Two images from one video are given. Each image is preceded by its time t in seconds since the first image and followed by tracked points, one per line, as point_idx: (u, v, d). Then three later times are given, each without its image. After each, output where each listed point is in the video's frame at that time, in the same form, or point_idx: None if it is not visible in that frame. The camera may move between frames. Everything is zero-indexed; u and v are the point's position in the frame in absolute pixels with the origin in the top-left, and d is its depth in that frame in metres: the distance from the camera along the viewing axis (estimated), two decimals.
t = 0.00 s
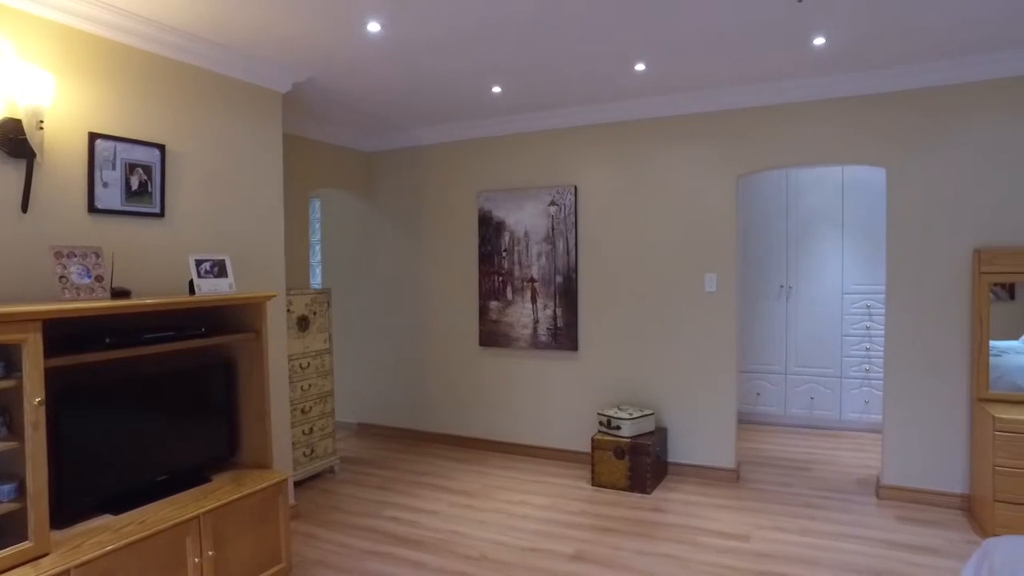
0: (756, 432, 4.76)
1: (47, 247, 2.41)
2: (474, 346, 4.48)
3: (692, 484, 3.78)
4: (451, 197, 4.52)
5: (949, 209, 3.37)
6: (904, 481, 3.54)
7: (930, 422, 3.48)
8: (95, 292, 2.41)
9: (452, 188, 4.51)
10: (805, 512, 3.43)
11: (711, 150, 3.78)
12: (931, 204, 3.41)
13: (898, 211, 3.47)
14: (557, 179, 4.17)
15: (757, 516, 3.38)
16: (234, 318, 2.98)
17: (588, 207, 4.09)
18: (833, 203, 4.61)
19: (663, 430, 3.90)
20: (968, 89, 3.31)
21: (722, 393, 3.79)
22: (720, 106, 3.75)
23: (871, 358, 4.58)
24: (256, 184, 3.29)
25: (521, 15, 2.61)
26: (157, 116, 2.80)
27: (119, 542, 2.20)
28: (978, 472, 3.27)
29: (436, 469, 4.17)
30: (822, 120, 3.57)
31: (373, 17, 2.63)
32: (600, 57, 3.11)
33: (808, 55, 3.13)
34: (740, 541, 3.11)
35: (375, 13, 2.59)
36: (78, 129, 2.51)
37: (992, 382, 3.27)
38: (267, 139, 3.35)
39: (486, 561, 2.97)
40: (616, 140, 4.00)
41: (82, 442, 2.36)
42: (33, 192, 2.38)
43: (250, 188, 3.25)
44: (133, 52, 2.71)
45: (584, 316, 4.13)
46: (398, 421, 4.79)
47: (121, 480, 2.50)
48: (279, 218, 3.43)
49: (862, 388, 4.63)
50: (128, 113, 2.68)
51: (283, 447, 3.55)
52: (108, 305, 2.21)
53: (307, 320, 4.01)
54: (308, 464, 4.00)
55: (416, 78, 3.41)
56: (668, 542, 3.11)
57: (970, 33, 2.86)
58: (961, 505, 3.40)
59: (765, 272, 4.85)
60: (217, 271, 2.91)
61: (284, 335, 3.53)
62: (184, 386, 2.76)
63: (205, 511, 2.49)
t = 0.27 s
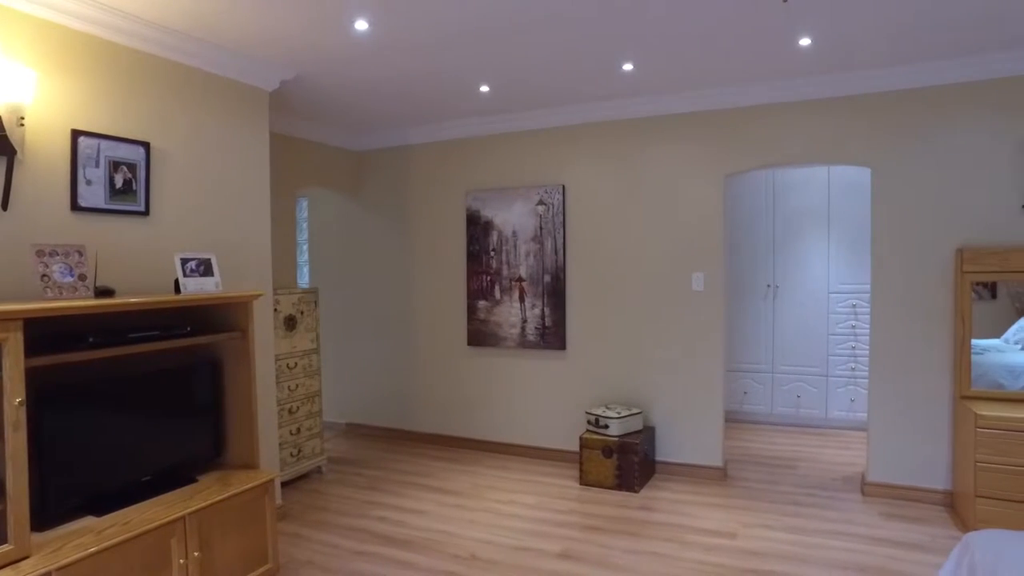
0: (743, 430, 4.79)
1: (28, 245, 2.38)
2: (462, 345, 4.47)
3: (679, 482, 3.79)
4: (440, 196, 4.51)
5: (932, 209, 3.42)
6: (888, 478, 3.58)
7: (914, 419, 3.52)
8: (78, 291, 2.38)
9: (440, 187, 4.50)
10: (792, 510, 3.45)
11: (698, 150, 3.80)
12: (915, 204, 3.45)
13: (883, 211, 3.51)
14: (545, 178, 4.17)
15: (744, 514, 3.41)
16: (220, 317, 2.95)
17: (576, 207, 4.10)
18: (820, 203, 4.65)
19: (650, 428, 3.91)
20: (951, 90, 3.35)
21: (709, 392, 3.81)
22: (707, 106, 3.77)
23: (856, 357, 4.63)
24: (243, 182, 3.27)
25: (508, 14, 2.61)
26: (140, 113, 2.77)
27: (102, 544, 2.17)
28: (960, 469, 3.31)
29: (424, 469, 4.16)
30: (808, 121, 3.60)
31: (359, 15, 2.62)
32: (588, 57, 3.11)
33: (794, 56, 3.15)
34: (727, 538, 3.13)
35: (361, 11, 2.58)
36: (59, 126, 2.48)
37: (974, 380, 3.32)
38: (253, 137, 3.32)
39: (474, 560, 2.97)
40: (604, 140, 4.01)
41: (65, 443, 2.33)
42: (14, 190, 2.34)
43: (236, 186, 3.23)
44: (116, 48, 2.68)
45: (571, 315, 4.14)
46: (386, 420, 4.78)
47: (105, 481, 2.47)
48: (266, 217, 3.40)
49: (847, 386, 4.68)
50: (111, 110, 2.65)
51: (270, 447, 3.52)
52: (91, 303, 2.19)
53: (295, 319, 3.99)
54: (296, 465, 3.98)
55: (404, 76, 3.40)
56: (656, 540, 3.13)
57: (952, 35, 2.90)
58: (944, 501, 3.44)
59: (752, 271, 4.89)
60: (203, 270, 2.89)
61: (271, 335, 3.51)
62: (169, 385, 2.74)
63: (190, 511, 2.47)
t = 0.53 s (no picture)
0: (730, 429, 4.82)
1: (8, 243, 2.34)
2: (449, 345, 4.47)
3: (666, 481, 3.81)
4: (427, 196, 4.50)
5: (914, 209, 3.46)
6: (872, 476, 3.62)
7: (897, 417, 3.56)
8: (59, 290, 2.36)
9: (428, 187, 4.50)
10: (778, 507, 3.48)
11: (685, 150, 3.82)
12: (897, 204, 3.49)
13: (867, 211, 3.55)
14: (533, 178, 4.17)
15: (730, 511, 3.43)
16: (205, 317, 2.93)
17: (563, 206, 4.11)
18: (805, 203, 4.69)
19: (638, 427, 3.93)
20: (933, 92, 3.40)
21: (695, 391, 3.83)
22: (694, 106, 3.79)
23: (841, 355, 4.67)
24: (228, 181, 3.25)
25: (496, 13, 2.61)
26: (124, 110, 2.74)
27: (84, 546, 2.15)
28: (943, 466, 3.36)
29: (412, 469, 4.15)
30: (793, 121, 3.63)
31: (346, 13, 2.61)
32: (575, 57, 3.13)
33: (779, 57, 3.18)
34: (714, 536, 3.15)
35: (348, 9, 2.57)
36: (40, 122, 2.44)
37: (955, 377, 3.36)
38: (239, 135, 3.30)
39: (461, 560, 2.97)
40: (592, 140, 4.02)
41: (47, 444, 2.30)
42: None
43: (221, 184, 3.21)
44: (99, 45, 2.65)
45: (559, 315, 4.15)
46: (373, 421, 4.76)
47: (87, 483, 2.45)
48: (251, 216, 3.38)
49: (833, 385, 4.72)
50: (93, 107, 2.63)
51: (255, 448, 3.50)
52: (71, 303, 2.16)
53: (281, 319, 3.97)
54: (282, 465, 3.95)
55: (391, 75, 3.39)
56: (643, 538, 3.14)
57: (935, 37, 2.93)
58: (927, 498, 3.48)
59: (738, 271, 4.92)
60: (188, 269, 2.87)
61: (257, 335, 3.49)
62: (153, 385, 2.71)
63: (175, 512, 2.45)
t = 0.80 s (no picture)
0: (715, 427, 4.85)
1: None
2: (436, 345, 4.46)
3: (652, 480, 3.83)
4: (413, 195, 4.49)
5: (896, 209, 3.50)
6: (855, 473, 3.66)
7: (879, 415, 3.60)
8: (38, 290, 2.33)
9: (414, 186, 4.48)
10: (762, 505, 3.51)
11: (670, 150, 3.84)
12: (879, 204, 3.53)
13: (849, 211, 3.59)
14: (519, 177, 4.18)
15: (715, 509, 3.45)
16: (188, 316, 2.91)
17: (549, 206, 4.11)
18: (790, 203, 4.74)
19: (623, 426, 3.94)
20: (913, 94, 3.45)
21: (681, 389, 3.85)
22: (678, 107, 3.81)
23: (825, 354, 4.72)
24: (212, 179, 3.22)
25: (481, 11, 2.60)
26: (105, 107, 2.71)
27: (64, 549, 2.12)
28: (923, 463, 3.40)
29: (399, 469, 4.14)
30: (777, 122, 3.66)
31: (331, 11, 2.60)
32: (561, 57, 3.13)
33: (763, 59, 3.21)
34: (699, 534, 3.17)
35: (332, 7, 2.55)
36: (18, 119, 2.40)
37: (936, 375, 3.40)
38: (222, 133, 3.27)
39: (448, 560, 2.96)
40: (578, 140, 4.03)
41: (25, 446, 2.27)
42: None
43: (205, 183, 3.18)
44: (79, 41, 2.62)
45: (545, 315, 4.15)
46: (359, 421, 4.74)
47: (67, 485, 2.41)
48: (236, 215, 3.36)
49: (816, 383, 4.77)
50: (73, 104, 2.59)
51: (240, 449, 3.47)
52: (51, 302, 2.14)
53: (266, 319, 3.94)
54: (267, 466, 3.92)
55: (377, 74, 3.38)
56: (629, 537, 3.15)
57: (915, 39, 2.97)
58: (909, 495, 3.53)
59: (724, 271, 4.95)
60: (171, 268, 2.84)
61: (241, 334, 3.46)
62: (136, 386, 2.69)
63: (156, 514, 2.43)
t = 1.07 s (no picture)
0: (700, 426, 4.88)
1: None
2: (421, 344, 4.44)
3: (637, 478, 3.85)
4: (399, 194, 4.47)
5: (877, 209, 3.54)
6: (837, 470, 3.69)
7: (861, 413, 3.64)
8: (15, 288, 2.29)
9: (400, 185, 4.47)
10: (747, 502, 3.53)
11: (655, 150, 3.86)
12: (860, 204, 3.57)
13: (832, 211, 3.62)
14: (505, 176, 4.18)
15: (700, 507, 3.47)
16: (170, 316, 2.88)
17: (535, 205, 4.12)
18: (774, 203, 4.78)
19: (609, 425, 3.95)
20: (894, 95, 3.49)
21: (666, 388, 3.87)
22: (663, 107, 3.83)
23: (809, 353, 4.76)
24: (194, 177, 3.19)
25: (466, 10, 2.59)
26: (85, 103, 2.67)
27: (42, 551, 2.09)
28: (904, 459, 3.44)
29: (384, 469, 4.12)
30: (760, 122, 3.69)
31: (315, 8, 2.58)
32: (547, 56, 3.14)
33: (747, 59, 3.23)
34: (684, 531, 3.18)
35: (317, 4, 2.54)
36: None
37: (916, 373, 3.45)
38: (205, 131, 3.24)
39: (433, 559, 2.95)
40: (564, 140, 4.04)
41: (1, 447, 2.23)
42: None
43: (187, 181, 3.15)
44: (58, 36, 2.58)
45: (530, 314, 4.15)
46: (344, 421, 4.71)
47: (45, 487, 2.38)
48: (219, 213, 3.33)
49: (800, 382, 4.81)
50: (52, 100, 2.55)
51: (223, 449, 3.44)
52: (30, 300, 2.11)
53: (250, 319, 3.91)
54: (251, 467, 3.89)
55: (363, 72, 3.37)
56: (615, 535, 3.16)
57: (896, 41, 3.01)
58: (890, 491, 3.57)
59: (708, 270, 4.98)
60: (153, 267, 2.82)
61: (224, 334, 3.43)
62: (117, 386, 2.65)
63: (137, 516, 2.40)
